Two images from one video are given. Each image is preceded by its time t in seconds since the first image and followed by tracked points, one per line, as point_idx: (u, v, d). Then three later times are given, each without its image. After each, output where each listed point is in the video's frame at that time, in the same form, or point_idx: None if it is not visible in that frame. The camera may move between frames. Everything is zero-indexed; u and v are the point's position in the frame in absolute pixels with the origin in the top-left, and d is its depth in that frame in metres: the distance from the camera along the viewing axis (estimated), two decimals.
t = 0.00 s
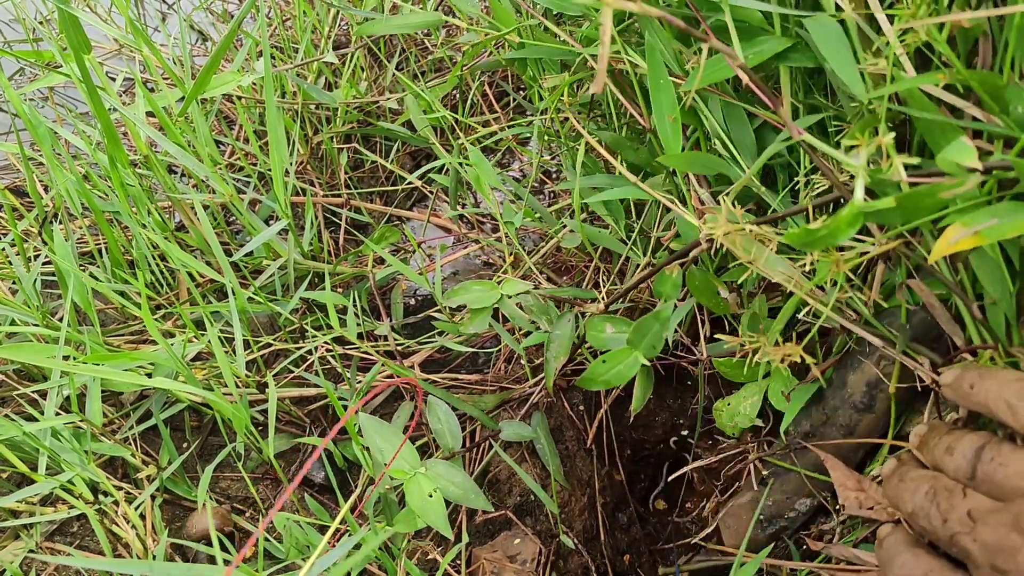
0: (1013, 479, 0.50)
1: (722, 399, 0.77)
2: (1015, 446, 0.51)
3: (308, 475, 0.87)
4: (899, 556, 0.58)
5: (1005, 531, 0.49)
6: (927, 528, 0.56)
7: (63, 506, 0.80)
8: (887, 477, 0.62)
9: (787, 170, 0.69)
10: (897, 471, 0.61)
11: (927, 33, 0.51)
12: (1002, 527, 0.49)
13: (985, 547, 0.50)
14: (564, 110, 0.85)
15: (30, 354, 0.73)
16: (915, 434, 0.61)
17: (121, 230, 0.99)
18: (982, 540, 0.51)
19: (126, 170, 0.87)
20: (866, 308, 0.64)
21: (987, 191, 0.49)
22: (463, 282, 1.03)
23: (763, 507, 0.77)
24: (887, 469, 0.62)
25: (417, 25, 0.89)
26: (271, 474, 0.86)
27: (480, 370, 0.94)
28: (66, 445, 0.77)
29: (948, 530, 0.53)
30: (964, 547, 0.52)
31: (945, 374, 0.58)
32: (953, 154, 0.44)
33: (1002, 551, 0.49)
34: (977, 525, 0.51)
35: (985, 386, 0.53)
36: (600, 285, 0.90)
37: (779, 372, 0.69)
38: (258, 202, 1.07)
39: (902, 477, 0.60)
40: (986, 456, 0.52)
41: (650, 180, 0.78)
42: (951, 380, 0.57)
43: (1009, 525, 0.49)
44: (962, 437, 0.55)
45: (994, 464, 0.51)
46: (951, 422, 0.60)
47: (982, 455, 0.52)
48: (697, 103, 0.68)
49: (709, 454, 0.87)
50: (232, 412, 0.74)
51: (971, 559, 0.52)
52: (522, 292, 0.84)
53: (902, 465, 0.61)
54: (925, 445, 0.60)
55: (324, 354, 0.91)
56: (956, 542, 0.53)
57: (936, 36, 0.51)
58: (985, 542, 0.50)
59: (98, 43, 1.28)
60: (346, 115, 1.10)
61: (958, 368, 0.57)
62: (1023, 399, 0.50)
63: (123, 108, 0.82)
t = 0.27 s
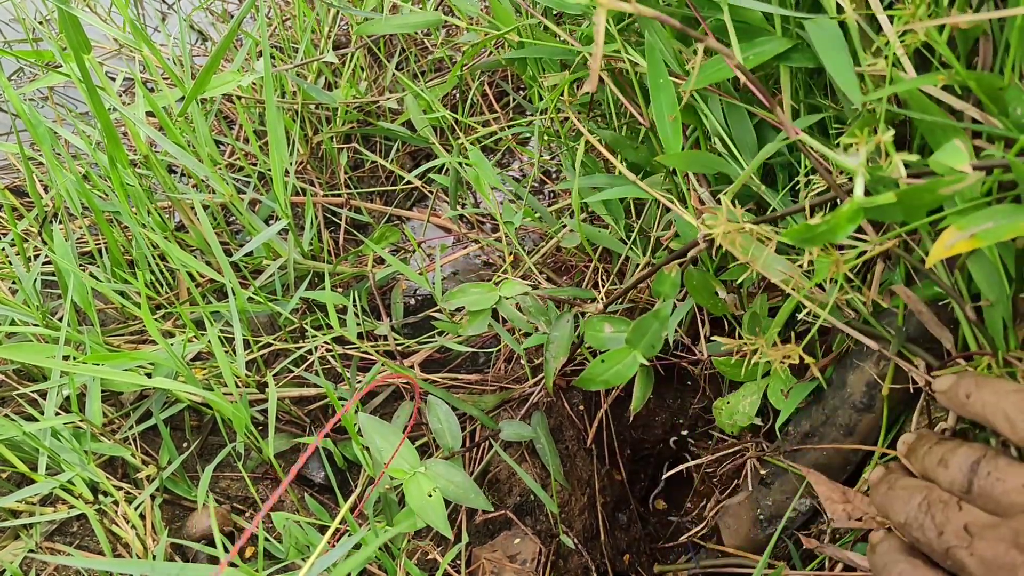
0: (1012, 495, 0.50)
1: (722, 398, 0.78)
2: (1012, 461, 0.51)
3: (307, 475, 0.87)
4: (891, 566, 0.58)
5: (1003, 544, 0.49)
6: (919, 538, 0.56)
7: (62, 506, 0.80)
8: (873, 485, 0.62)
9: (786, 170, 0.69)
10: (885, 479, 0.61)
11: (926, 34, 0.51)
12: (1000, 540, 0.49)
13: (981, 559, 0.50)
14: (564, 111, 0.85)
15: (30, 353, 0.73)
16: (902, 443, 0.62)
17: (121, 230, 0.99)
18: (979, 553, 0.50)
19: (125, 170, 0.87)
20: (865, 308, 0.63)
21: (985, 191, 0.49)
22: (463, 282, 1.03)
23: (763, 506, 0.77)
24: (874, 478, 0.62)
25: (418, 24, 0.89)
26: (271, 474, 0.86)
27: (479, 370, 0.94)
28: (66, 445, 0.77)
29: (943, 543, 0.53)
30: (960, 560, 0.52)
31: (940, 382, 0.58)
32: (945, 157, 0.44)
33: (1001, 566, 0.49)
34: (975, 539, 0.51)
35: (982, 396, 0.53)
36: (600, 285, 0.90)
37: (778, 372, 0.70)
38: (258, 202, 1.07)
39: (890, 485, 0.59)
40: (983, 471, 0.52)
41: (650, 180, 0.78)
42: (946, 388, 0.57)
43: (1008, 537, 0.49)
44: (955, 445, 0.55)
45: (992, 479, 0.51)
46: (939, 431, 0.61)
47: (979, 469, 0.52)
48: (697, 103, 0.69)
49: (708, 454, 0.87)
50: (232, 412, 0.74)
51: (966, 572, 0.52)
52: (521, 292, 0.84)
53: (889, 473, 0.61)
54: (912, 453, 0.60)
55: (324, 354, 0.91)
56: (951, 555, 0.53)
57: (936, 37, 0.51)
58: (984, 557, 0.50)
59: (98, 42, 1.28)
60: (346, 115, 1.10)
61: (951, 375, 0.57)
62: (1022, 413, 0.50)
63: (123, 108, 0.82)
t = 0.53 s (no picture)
0: (1010, 490, 0.50)
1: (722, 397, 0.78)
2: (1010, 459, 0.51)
3: (307, 475, 0.87)
4: (889, 567, 0.57)
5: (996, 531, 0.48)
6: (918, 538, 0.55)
7: (63, 506, 0.80)
8: (869, 492, 0.63)
9: (786, 169, 0.69)
10: (881, 485, 0.62)
11: (925, 34, 0.51)
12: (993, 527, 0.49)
13: (975, 547, 0.49)
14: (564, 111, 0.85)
15: (30, 354, 0.73)
16: (900, 450, 0.63)
17: (121, 230, 0.99)
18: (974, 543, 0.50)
19: (126, 171, 0.87)
20: (865, 308, 0.63)
21: (985, 190, 0.49)
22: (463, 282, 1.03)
23: (763, 506, 0.76)
24: (870, 488, 0.63)
25: (418, 24, 0.89)
26: (271, 474, 0.86)
27: (480, 370, 0.94)
28: (66, 445, 0.76)
29: (939, 537, 0.52)
30: (956, 552, 0.51)
31: (935, 390, 0.58)
32: (945, 153, 0.43)
33: (997, 553, 0.48)
34: (971, 529, 0.50)
35: (978, 401, 0.54)
36: (600, 285, 0.90)
37: (778, 372, 0.70)
38: (258, 202, 1.07)
39: (886, 490, 0.60)
40: (980, 468, 0.52)
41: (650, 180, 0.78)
42: (941, 395, 0.57)
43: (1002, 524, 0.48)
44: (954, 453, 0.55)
45: (990, 475, 0.51)
46: (935, 440, 0.61)
47: (977, 466, 0.52)
48: (697, 102, 0.69)
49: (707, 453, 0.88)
50: (232, 412, 0.73)
51: (962, 565, 0.51)
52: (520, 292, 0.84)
53: (884, 481, 0.62)
54: (909, 459, 0.61)
55: (324, 354, 0.91)
56: (947, 549, 0.52)
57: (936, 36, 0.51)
58: (980, 545, 0.49)
59: (98, 43, 1.29)
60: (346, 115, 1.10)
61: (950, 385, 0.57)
62: (1019, 414, 0.50)
63: (123, 108, 0.82)
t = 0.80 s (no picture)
0: (1009, 489, 0.50)
1: (722, 396, 0.78)
2: (1009, 458, 0.51)
3: (307, 475, 0.88)
4: (889, 567, 0.58)
5: (995, 532, 0.48)
6: (914, 535, 0.55)
7: (63, 506, 0.80)
8: (864, 494, 0.63)
9: (786, 169, 0.69)
10: (877, 486, 0.62)
11: (925, 34, 0.51)
12: (992, 527, 0.49)
13: (974, 548, 0.49)
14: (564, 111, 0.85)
15: (30, 354, 0.73)
16: (895, 451, 0.63)
17: (121, 230, 0.99)
18: (971, 543, 0.50)
19: (126, 171, 0.87)
20: (864, 308, 0.63)
21: (985, 189, 0.49)
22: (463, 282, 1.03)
23: (763, 506, 0.76)
24: (868, 488, 0.63)
25: (418, 24, 0.89)
26: (271, 474, 0.87)
27: (480, 370, 0.94)
28: (66, 445, 0.76)
29: (937, 536, 0.53)
30: (954, 551, 0.51)
31: (931, 391, 0.58)
32: (944, 151, 0.43)
33: (995, 551, 0.48)
34: (969, 528, 0.50)
35: (975, 402, 0.54)
36: (600, 285, 0.90)
37: (778, 372, 0.70)
38: (258, 202, 1.07)
39: (882, 491, 0.61)
40: (979, 467, 0.52)
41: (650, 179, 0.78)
42: (937, 397, 0.58)
43: (1000, 524, 0.48)
44: (953, 450, 0.55)
45: (989, 473, 0.51)
46: (934, 440, 0.61)
47: (975, 466, 0.52)
48: (697, 101, 0.69)
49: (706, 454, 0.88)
50: (232, 412, 0.73)
51: (960, 564, 0.51)
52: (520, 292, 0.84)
53: (879, 482, 0.62)
54: (905, 460, 0.61)
55: (323, 354, 0.91)
56: (946, 547, 0.52)
57: (936, 35, 0.51)
58: (977, 544, 0.49)
59: (98, 43, 1.29)
60: (346, 115, 1.11)
61: (947, 386, 0.57)
62: (1017, 414, 0.50)
63: (123, 108, 0.82)
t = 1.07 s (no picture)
0: (1010, 488, 0.49)
1: (723, 396, 0.78)
2: (1009, 457, 0.51)
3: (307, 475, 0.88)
4: (891, 567, 0.58)
5: (996, 530, 0.48)
6: (915, 534, 0.55)
7: (63, 507, 0.80)
8: (863, 494, 0.63)
9: (786, 169, 0.69)
10: (876, 486, 0.62)
11: (926, 33, 0.51)
12: (993, 525, 0.48)
13: (975, 546, 0.49)
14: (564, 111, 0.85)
15: (30, 354, 0.73)
16: (893, 451, 0.63)
17: (121, 230, 0.99)
18: (972, 541, 0.50)
19: (126, 171, 0.87)
20: (864, 308, 0.63)
21: (985, 189, 0.49)
22: (463, 282, 1.03)
23: (763, 506, 0.76)
24: (868, 489, 0.63)
25: (418, 24, 0.89)
26: (271, 474, 0.87)
27: (479, 370, 0.94)
28: (66, 445, 0.76)
29: (938, 535, 0.53)
30: (955, 550, 0.51)
31: (929, 393, 0.58)
32: (945, 150, 0.43)
33: (996, 549, 0.48)
34: (970, 527, 0.50)
35: (974, 403, 0.54)
36: (600, 285, 0.90)
37: (778, 371, 0.69)
38: (258, 202, 1.07)
39: (882, 491, 0.61)
40: (979, 467, 0.52)
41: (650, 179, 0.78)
42: (936, 399, 0.58)
43: (1001, 522, 0.48)
44: (954, 450, 0.55)
45: (989, 472, 0.51)
46: (934, 440, 0.61)
47: (976, 465, 0.52)
48: (696, 100, 0.69)
49: (706, 454, 0.88)
50: (232, 412, 0.73)
51: (962, 563, 0.51)
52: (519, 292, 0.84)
53: (878, 483, 0.62)
54: (904, 460, 0.61)
55: (323, 354, 0.91)
56: (947, 546, 0.52)
57: (937, 35, 0.51)
58: (978, 542, 0.49)
59: (98, 43, 1.29)
60: (346, 115, 1.10)
61: (946, 387, 0.57)
62: (1016, 415, 0.50)
63: (123, 108, 0.82)
